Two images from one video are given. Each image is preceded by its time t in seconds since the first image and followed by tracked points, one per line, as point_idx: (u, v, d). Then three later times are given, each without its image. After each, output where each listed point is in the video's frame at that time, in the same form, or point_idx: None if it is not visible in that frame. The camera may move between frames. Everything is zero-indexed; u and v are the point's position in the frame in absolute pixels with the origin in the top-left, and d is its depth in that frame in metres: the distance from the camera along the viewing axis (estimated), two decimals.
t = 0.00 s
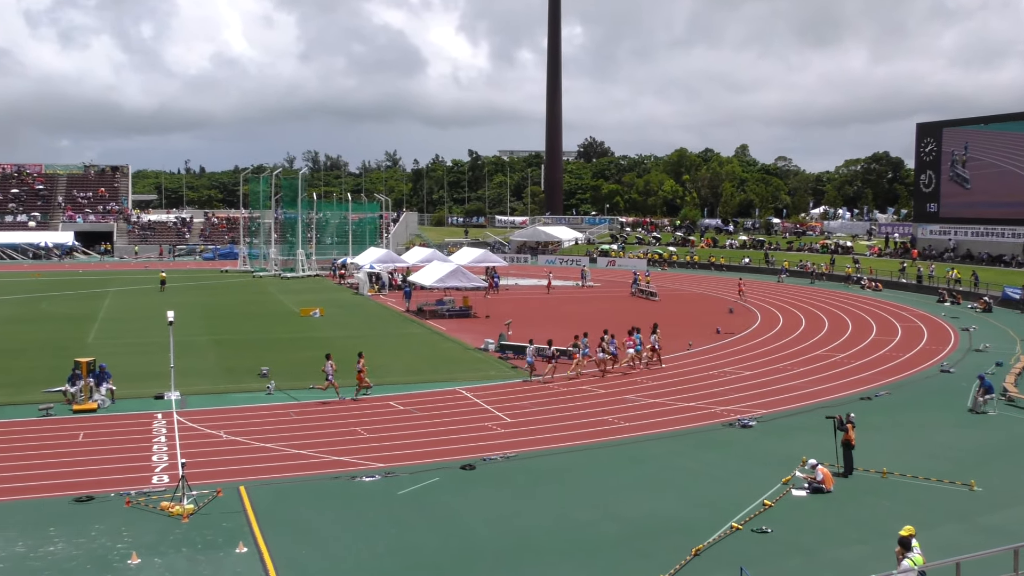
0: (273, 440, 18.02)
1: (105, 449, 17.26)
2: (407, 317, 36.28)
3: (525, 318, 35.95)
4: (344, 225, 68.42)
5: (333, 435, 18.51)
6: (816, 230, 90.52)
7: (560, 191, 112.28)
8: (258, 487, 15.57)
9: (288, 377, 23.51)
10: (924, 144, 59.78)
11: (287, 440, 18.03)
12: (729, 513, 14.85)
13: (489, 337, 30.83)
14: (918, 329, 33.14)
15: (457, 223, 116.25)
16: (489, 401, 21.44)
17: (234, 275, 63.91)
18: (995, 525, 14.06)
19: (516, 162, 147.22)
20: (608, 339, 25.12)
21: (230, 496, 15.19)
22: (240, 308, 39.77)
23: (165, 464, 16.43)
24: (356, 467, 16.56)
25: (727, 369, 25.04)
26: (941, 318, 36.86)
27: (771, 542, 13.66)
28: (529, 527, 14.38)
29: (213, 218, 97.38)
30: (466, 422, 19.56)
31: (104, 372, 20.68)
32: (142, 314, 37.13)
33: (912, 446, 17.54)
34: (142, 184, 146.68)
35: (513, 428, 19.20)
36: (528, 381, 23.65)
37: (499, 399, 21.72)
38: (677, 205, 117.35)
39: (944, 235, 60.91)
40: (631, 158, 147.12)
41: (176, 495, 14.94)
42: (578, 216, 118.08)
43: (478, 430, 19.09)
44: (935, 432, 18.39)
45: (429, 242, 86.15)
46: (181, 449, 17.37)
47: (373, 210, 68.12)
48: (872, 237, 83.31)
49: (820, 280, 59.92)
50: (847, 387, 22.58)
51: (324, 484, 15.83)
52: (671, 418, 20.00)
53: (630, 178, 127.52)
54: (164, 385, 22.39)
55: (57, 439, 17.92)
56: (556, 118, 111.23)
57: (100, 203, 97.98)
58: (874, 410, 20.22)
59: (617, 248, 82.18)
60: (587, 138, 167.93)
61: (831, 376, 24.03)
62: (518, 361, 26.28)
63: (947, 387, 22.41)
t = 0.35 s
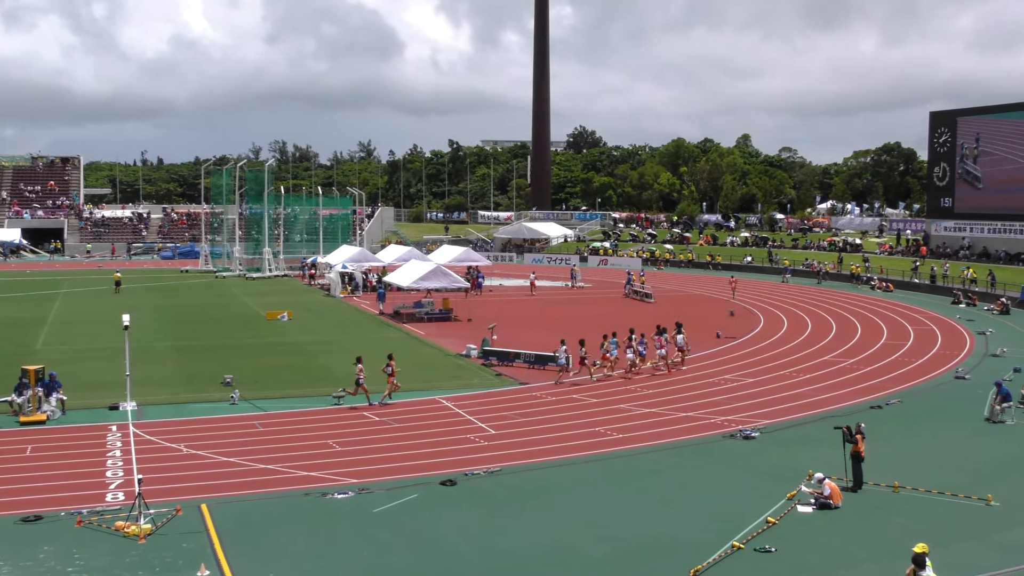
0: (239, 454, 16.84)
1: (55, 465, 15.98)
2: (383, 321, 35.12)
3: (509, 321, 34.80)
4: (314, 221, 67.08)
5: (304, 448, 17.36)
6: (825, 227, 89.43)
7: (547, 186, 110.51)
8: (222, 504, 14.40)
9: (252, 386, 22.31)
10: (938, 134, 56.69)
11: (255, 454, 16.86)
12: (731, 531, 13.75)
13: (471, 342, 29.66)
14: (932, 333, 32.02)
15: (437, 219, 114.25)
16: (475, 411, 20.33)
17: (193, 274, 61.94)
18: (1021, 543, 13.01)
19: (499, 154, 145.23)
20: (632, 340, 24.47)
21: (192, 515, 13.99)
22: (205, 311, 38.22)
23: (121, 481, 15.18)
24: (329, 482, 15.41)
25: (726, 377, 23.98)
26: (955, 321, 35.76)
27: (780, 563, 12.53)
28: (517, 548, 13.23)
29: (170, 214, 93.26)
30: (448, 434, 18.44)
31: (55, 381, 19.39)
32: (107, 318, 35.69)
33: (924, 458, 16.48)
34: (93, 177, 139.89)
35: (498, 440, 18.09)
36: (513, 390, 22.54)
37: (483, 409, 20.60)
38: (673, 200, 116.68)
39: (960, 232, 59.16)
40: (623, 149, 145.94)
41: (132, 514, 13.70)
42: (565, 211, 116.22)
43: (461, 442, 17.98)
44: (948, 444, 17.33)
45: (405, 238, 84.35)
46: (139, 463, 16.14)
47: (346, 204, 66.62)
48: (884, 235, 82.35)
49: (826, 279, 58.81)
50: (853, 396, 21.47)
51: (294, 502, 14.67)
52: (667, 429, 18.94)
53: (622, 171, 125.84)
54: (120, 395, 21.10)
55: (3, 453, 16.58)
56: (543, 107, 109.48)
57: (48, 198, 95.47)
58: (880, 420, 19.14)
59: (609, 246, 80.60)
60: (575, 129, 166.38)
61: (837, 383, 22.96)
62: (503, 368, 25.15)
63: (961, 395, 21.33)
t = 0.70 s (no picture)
0: (207, 464, 16.12)
1: (12, 476, 15.22)
2: (359, 323, 34.35)
3: (491, 323, 34.19)
4: (286, 219, 64.68)
5: (275, 457, 16.67)
6: (821, 224, 89.05)
7: (530, 181, 109.41)
8: (189, 517, 13.71)
9: (220, 392, 21.59)
10: (939, 127, 56.05)
11: (224, 463, 16.18)
12: (721, 541, 13.13)
13: (451, 345, 29.02)
14: (932, 334, 31.48)
15: (414, 217, 109.36)
16: (455, 417, 19.66)
17: (158, 274, 60.86)
18: None
19: (479, 148, 143.85)
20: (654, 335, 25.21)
21: (156, 528, 13.28)
22: (172, 313, 37.21)
23: (80, 493, 14.45)
24: (301, 493, 14.74)
25: (717, 381, 23.41)
26: (956, 323, 35.23)
27: None
28: (499, 560, 12.57)
29: (132, 211, 90.61)
30: (426, 442, 17.78)
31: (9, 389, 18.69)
32: (75, 320, 34.76)
33: (920, 465, 15.93)
34: (55, 171, 135.60)
35: (479, 448, 17.42)
36: (495, 395, 21.88)
37: (463, 415, 19.93)
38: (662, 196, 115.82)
39: (961, 229, 58.98)
40: (609, 143, 145.08)
41: (92, 528, 12.97)
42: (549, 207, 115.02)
43: (439, 450, 17.32)
44: (947, 450, 16.77)
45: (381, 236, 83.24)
46: (101, 474, 15.40)
47: (319, 200, 65.08)
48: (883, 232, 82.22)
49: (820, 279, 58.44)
50: (846, 401, 20.86)
51: (264, 513, 13.98)
52: (655, 435, 18.33)
53: (608, 166, 124.49)
54: (81, 403, 20.30)
55: None
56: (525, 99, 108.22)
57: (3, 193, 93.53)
58: (876, 426, 18.54)
59: (596, 244, 79.72)
60: (560, 123, 165.48)
61: (831, 387, 22.42)
62: (484, 373, 24.52)
63: (962, 400, 20.77)
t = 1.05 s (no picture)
0: (172, 475, 15.46)
1: None
2: (332, 326, 33.63)
3: (469, 326, 33.66)
4: (253, 216, 63.81)
5: (244, 467, 16.02)
6: (814, 220, 88.42)
7: (511, 178, 108.62)
8: (152, 530, 13.07)
9: (185, 400, 20.88)
10: (935, 121, 55.54)
11: (190, 474, 15.52)
12: (709, 554, 12.55)
13: (429, 349, 28.46)
14: (929, 337, 31.02)
15: (388, 215, 108.50)
16: (433, 425, 19.05)
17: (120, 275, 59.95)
18: None
19: (456, 143, 142.83)
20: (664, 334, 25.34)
21: (117, 543, 12.62)
22: (136, 317, 36.25)
23: (36, 506, 13.76)
24: (271, 505, 14.10)
25: (706, 386, 22.82)
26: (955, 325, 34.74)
27: None
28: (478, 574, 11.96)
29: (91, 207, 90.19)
30: (402, 451, 17.13)
31: None
32: (36, 324, 33.80)
33: (917, 473, 15.42)
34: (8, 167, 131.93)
35: (457, 457, 16.78)
36: (474, 402, 21.25)
37: (442, 423, 19.29)
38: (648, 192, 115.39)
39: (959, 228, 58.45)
40: (592, 138, 144.49)
41: (48, 544, 12.30)
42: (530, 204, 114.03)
43: (415, 459, 16.67)
44: (944, 458, 16.27)
45: (353, 235, 82.34)
46: (59, 486, 14.72)
47: (288, 198, 65.25)
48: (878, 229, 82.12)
49: (813, 279, 58.14)
50: (839, 407, 20.32)
51: (232, 526, 13.35)
52: (641, 442, 17.75)
53: (592, 162, 123.28)
54: (37, 411, 19.55)
55: None
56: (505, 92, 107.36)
57: None
58: (868, 432, 18.02)
59: (580, 243, 79.06)
60: (542, 117, 164.36)
61: (822, 392, 21.89)
62: (462, 378, 23.93)
63: (961, 406, 20.26)
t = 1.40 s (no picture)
0: (136, 488, 14.81)
1: None
2: (303, 331, 33.04)
3: (446, 330, 33.12)
4: (219, 216, 64.49)
5: (211, 479, 15.39)
6: (804, 221, 87.63)
7: (490, 176, 108.16)
8: (113, 547, 12.42)
9: (148, 409, 20.25)
10: (933, 116, 55.02)
11: (155, 487, 14.89)
12: (697, 568, 11.96)
13: (403, 355, 27.91)
14: (926, 341, 30.48)
15: (360, 214, 107.89)
16: (409, 434, 18.44)
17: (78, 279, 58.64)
18: None
19: (432, 138, 142.02)
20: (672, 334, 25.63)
21: (74, 560, 11.98)
22: (99, 322, 35.42)
23: None
24: (239, 519, 13.49)
25: (693, 393, 22.27)
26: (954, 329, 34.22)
27: None
28: None
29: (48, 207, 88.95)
30: (376, 462, 16.53)
31: None
32: None
33: (913, 483, 14.89)
34: None
35: (435, 468, 16.18)
36: (452, 410, 20.68)
37: (419, 432, 18.70)
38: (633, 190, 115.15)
39: (957, 226, 58.03)
40: (574, 134, 143.81)
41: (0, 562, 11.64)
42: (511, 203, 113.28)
43: (390, 470, 16.07)
44: (941, 466, 15.75)
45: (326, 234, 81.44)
46: (14, 501, 14.05)
47: (257, 197, 65.34)
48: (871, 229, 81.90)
49: (805, 281, 57.60)
50: (830, 414, 19.77)
51: (198, 541, 12.73)
52: (627, 451, 17.21)
53: (574, 159, 122.65)
54: None
55: None
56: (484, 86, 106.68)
57: None
58: (861, 440, 17.49)
59: (563, 242, 78.45)
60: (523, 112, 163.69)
61: (813, 399, 21.38)
62: (438, 385, 23.37)
63: (960, 412, 19.76)
